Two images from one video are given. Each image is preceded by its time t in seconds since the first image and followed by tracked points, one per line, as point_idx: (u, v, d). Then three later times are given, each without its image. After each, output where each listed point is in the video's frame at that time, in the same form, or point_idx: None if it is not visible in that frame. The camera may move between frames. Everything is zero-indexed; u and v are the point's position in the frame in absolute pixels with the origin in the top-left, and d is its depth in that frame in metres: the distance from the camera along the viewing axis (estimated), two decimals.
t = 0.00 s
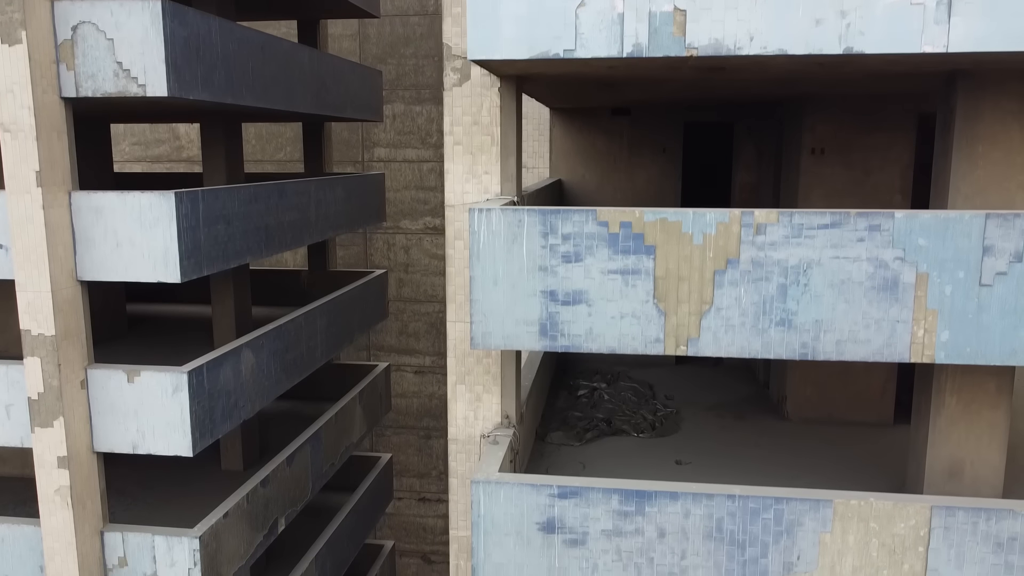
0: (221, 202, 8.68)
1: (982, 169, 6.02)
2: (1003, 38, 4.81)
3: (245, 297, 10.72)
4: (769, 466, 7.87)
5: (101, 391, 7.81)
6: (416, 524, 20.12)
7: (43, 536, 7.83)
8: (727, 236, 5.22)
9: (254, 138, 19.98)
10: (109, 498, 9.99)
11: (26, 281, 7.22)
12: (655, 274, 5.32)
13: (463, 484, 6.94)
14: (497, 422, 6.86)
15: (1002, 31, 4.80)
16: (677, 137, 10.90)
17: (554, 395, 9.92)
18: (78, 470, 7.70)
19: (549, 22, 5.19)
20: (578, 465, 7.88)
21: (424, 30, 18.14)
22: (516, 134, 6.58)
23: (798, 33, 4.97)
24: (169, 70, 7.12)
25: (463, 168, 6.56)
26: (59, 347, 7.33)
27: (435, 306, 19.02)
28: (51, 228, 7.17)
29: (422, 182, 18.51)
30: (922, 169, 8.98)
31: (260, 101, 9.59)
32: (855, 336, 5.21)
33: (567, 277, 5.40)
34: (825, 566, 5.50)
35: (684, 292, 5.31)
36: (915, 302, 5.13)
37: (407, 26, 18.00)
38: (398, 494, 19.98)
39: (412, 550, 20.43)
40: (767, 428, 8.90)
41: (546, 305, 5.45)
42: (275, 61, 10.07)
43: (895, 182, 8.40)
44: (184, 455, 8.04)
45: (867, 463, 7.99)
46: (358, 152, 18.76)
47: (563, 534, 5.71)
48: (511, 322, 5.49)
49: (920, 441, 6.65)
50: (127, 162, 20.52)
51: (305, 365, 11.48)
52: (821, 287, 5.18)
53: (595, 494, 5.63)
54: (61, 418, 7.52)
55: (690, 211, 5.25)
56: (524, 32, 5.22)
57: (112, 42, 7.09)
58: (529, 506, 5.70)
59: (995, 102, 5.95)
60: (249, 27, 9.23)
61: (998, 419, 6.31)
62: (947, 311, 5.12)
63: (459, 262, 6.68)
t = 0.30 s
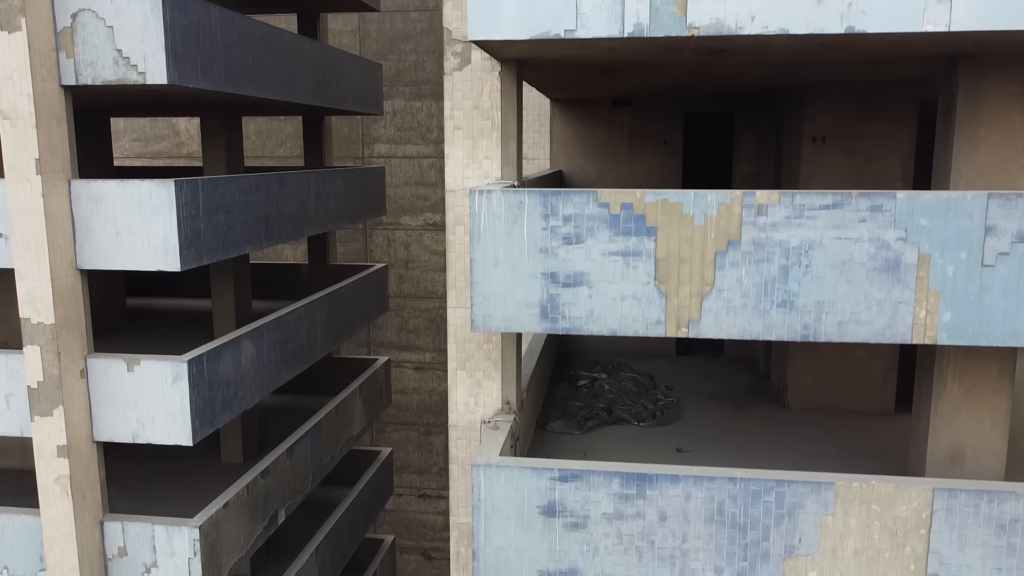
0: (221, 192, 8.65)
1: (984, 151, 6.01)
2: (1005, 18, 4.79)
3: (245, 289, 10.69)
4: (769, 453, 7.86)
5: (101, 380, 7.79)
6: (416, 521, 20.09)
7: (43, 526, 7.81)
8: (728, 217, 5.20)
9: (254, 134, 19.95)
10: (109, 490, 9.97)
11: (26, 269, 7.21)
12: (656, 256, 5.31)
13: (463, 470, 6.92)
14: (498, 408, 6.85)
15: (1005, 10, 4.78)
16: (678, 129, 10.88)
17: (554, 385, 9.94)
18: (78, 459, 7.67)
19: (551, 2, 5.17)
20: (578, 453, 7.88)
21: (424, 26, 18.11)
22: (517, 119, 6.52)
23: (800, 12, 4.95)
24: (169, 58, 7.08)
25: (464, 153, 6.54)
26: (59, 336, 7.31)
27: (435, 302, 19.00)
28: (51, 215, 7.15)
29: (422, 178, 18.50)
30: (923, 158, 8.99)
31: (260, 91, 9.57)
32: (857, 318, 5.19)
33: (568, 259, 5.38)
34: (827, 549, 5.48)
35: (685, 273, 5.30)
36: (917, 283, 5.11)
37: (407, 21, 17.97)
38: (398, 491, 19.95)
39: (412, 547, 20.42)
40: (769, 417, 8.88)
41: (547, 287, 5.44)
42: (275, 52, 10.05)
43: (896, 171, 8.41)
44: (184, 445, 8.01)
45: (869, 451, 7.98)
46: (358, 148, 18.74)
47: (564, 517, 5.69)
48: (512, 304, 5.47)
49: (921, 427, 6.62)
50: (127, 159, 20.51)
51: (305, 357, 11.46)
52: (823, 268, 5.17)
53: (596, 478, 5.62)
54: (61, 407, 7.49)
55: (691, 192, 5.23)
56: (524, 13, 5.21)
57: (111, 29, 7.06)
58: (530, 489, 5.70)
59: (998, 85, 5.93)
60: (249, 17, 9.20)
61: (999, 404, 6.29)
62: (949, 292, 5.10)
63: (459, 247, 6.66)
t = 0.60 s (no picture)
0: (221, 181, 8.61)
1: (987, 135, 6.00)
2: None
3: (245, 281, 10.64)
4: (772, 441, 7.83)
5: (101, 370, 7.74)
6: (417, 517, 20.06)
7: (43, 516, 7.77)
8: (730, 198, 5.18)
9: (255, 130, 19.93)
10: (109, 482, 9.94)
11: (26, 258, 7.17)
12: (658, 238, 5.29)
13: (464, 457, 6.89)
14: (498, 394, 6.83)
15: None
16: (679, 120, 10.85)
17: (555, 376, 9.94)
18: (77, 449, 7.62)
19: None
20: (579, 441, 7.86)
21: (424, 21, 18.08)
22: (518, 105, 6.49)
23: None
24: (169, 46, 7.05)
25: (464, 138, 6.52)
26: (59, 325, 7.28)
27: (435, 298, 18.98)
28: (51, 204, 7.11)
29: (422, 174, 18.48)
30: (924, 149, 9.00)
31: (260, 82, 9.54)
32: (859, 299, 5.16)
33: (569, 241, 5.36)
34: (829, 532, 5.46)
35: (686, 255, 5.28)
36: (919, 264, 5.09)
37: (407, 17, 17.94)
38: (398, 488, 19.92)
39: (413, 543, 20.38)
40: (770, 407, 8.87)
41: (548, 269, 5.41)
42: (275, 43, 10.02)
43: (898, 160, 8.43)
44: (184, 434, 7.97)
45: (871, 438, 7.95)
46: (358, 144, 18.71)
47: (565, 501, 5.68)
48: (513, 287, 5.45)
49: (923, 413, 6.61)
50: (127, 155, 20.47)
51: (305, 349, 11.42)
52: (826, 249, 5.14)
53: (597, 461, 5.60)
54: (61, 396, 7.45)
55: (693, 173, 5.21)
56: None
57: (111, 17, 7.03)
58: (531, 472, 5.68)
59: (1001, 68, 5.92)
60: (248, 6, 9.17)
61: (1001, 389, 6.27)
62: (952, 273, 5.08)
63: (460, 233, 6.64)
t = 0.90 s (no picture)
0: (221, 170, 8.57)
1: (990, 118, 5.98)
2: None
3: (245, 273, 10.55)
4: (773, 429, 7.81)
5: (101, 359, 7.69)
6: (417, 514, 20.03)
7: (43, 506, 7.73)
8: (732, 179, 5.16)
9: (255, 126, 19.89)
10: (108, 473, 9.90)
11: (25, 246, 7.14)
12: (660, 219, 5.27)
13: (465, 444, 6.86)
14: (499, 380, 6.81)
15: None
16: (679, 111, 10.84)
17: (555, 367, 9.94)
18: (77, 438, 7.58)
19: None
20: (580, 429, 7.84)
21: (425, 17, 18.02)
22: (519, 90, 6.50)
23: None
24: (169, 34, 7.00)
25: (465, 123, 6.48)
26: (59, 313, 7.24)
27: (435, 294, 18.93)
28: (51, 192, 7.08)
29: (423, 170, 18.45)
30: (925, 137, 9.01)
31: (260, 72, 9.51)
32: (862, 281, 5.15)
33: (571, 223, 5.35)
34: (831, 515, 5.46)
35: (688, 236, 5.26)
36: (922, 245, 5.07)
37: (407, 13, 17.90)
38: (398, 484, 19.88)
39: (413, 540, 20.34)
40: (771, 396, 8.86)
41: (549, 251, 5.40)
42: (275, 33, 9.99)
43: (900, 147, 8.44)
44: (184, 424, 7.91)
45: (873, 427, 7.93)
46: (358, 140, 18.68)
47: (566, 485, 5.67)
48: (514, 269, 5.43)
49: (926, 400, 6.59)
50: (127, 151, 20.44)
51: (304, 341, 11.38)
52: (828, 230, 5.13)
53: (599, 445, 5.59)
54: (60, 385, 7.41)
55: (695, 154, 5.19)
56: None
57: (111, 5, 6.98)
58: (533, 456, 5.67)
59: (1003, 51, 5.90)
60: None
61: (1003, 373, 6.25)
62: (955, 254, 5.06)
63: (460, 219, 6.61)
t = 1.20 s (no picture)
0: (222, 159, 8.50)
1: (994, 101, 5.95)
2: None
3: (247, 266, 10.53)
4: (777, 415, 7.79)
5: (103, 347, 7.61)
6: (418, 510, 19.99)
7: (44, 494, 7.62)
8: (736, 159, 5.15)
9: (255, 121, 19.85)
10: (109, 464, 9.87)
11: (27, 233, 7.06)
12: (663, 200, 5.26)
13: (468, 429, 6.84)
14: (502, 364, 6.79)
15: None
16: (682, 101, 10.83)
17: (557, 356, 9.97)
18: (79, 426, 7.48)
19: None
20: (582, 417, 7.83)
21: (426, 13, 17.97)
22: (522, 74, 6.48)
23: None
24: (170, 21, 6.99)
25: (467, 107, 6.45)
26: (60, 301, 7.13)
27: (436, 290, 18.89)
28: (53, 179, 7.04)
29: (424, 166, 18.42)
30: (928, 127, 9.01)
31: (261, 62, 9.45)
32: (866, 261, 5.14)
33: (574, 204, 5.34)
34: (835, 497, 5.45)
35: (691, 217, 5.25)
36: (926, 225, 5.06)
37: (408, 9, 17.87)
38: (398, 480, 19.85)
39: (414, 536, 20.30)
40: (774, 384, 8.84)
41: (552, 232, 5.39)
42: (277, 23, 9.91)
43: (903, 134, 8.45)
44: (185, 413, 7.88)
45: (876, 413, 7.93)
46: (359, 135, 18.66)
47: (569, 467, 5.66)
48: (517, 250, 5.43)
49: (929, 386, 6.57)
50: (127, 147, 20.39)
51: (304, 332, 11.29)
52: (832, 210, 5.12)
53: (602, 427, 5.58)
54: (62, 373, 7.32)
55: (698, 134, 5.18)
56: None
57: None
58: (535, 438, 5.66)
59: (1007, 35, 5.87)
60: None
61: (1007, 358, 6.22)
62: (959, 234, 5.05)
63: (463, 203, 6.57)
